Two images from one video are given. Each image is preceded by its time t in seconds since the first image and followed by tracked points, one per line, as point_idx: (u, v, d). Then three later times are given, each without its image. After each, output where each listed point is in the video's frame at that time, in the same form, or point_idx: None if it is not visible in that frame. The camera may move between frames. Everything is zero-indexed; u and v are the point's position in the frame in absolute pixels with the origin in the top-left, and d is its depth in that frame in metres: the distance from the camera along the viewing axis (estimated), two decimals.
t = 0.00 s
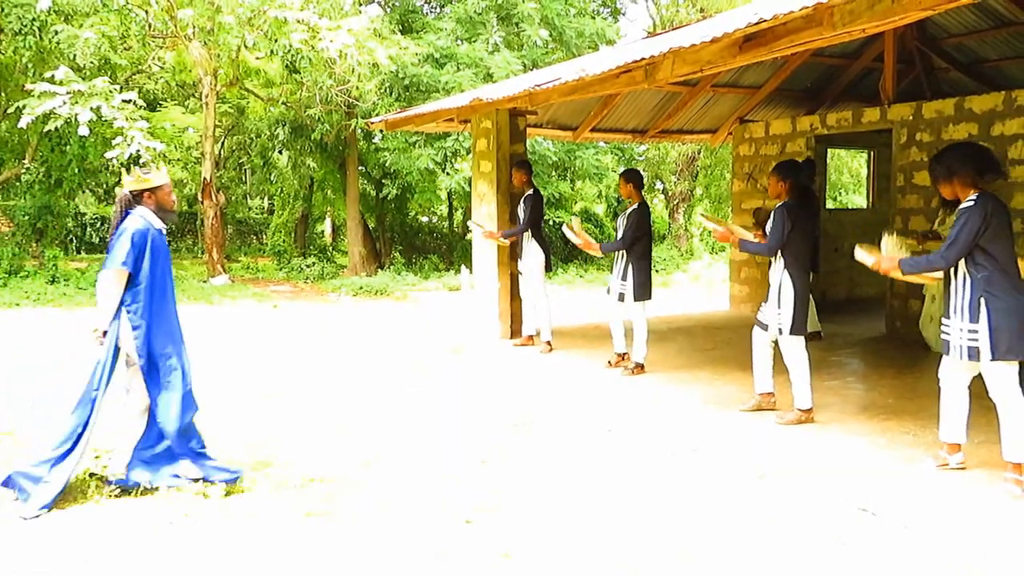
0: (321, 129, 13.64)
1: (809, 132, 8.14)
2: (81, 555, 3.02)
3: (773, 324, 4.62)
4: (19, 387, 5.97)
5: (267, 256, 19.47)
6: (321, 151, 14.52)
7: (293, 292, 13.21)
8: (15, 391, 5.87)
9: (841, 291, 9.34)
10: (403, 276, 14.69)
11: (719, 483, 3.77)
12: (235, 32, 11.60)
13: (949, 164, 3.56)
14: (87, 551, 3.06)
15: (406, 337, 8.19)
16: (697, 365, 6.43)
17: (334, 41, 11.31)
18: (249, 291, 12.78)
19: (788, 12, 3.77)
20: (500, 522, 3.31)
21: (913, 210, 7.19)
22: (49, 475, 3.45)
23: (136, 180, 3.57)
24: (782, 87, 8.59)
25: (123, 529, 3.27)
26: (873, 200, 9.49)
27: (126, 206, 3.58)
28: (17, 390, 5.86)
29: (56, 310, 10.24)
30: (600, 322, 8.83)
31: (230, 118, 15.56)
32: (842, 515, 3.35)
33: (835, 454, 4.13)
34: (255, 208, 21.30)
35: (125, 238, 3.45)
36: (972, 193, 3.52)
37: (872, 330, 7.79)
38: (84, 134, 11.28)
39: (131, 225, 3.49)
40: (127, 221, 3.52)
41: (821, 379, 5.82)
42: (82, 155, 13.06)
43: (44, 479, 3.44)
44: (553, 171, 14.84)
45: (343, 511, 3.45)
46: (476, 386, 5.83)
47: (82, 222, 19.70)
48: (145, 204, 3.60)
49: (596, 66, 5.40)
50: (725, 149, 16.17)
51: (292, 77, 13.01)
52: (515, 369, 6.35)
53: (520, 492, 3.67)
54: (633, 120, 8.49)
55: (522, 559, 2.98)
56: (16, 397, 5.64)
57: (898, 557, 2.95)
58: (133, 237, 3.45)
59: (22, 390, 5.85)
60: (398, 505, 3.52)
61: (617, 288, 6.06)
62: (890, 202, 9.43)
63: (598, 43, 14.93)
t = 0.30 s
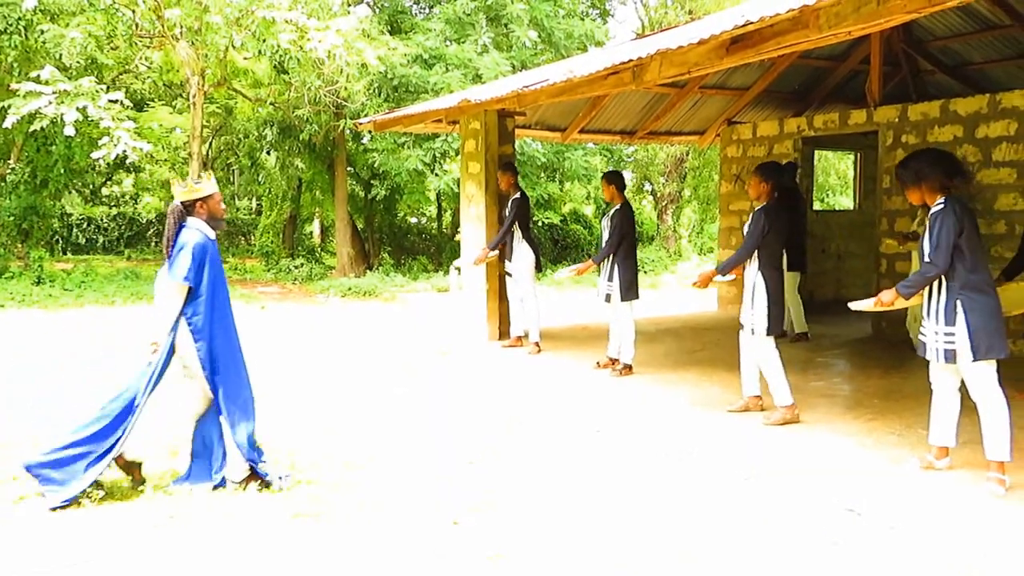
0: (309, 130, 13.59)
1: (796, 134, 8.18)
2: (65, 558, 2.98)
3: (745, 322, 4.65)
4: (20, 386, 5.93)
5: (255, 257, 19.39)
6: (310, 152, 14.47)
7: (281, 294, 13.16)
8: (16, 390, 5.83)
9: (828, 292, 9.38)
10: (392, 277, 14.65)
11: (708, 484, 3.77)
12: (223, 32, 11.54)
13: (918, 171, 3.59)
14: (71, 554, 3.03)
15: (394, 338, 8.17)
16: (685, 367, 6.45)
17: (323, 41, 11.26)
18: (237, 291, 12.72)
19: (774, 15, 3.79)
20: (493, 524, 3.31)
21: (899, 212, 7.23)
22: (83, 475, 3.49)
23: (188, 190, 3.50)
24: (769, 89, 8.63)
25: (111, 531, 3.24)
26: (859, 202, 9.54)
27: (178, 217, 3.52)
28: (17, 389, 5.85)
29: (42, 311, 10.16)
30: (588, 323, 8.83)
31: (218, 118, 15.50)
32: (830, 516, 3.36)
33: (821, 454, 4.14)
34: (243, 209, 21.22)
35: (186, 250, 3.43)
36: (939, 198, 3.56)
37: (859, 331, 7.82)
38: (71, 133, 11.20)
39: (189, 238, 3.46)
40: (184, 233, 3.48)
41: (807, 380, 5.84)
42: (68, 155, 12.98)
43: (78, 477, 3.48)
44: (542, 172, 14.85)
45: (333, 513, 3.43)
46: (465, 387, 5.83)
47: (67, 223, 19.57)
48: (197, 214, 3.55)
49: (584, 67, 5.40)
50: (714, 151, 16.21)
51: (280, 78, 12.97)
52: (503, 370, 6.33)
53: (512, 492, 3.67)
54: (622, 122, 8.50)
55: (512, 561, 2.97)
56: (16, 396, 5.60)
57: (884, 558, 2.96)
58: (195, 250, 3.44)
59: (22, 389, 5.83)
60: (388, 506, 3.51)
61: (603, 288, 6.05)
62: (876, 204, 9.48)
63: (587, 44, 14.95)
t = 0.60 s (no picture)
0: (291, 131, 13.52)
1: (777, 137, 8.24)
2: (39, 563, 2.94)
3: (713, 321, 4.74)
4: (21, 386, 5.90)
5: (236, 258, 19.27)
6: (291, 152, 14.38)
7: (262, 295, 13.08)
8: (17, 390, 5.80)
9: (807, 294, 9.44)
10: (374, 278, 14.60)
11: (688, 485, 3.79)
12: (204, 32, 11.46)
13: (918, 170, 3.58)
14: (48, 558, 2.99)
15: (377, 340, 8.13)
16: (666, 368, 6.47)
17: (304, 42, 11.19)
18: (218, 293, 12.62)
19: (754, 18, 3.81)
20: (478, 525, 3.32)
21: (877, 214, 7.30)
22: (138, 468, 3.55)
23: (223, 180, 3.55)
24: (750, 92, 8.69)
25: (85, 536, 3.20)
26: (839, 204, 9.63)
27: (212, 208, 3.55)
28: (19, 389, 5.81)
29: (18, 313, 10.04)
30: (570, 324, 8.83)
31: (199, 119, 15.37)
32: (810, 517, 3.38)
33: (800, 455, 4.17)
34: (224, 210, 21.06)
35: (220, 242, 3.45)
36: (932, 200, 3.58)
37: (838, 332, 7.88)
38: (49, 133, 11.06)
39: (221, 230, 3.48)
40: (216, 224, 3.51)
41: (787, 381, 5.87)
42: (46, 155, 12.83)
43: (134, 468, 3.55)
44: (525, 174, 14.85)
45: (311, 516, 3.42)
46: (449, 388, 5.81)
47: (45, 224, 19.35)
48: (229, 206, 3.58)
49: (566, 69, 5.41)
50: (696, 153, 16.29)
51: (262, 78, 12.89)
52: (484, 372, 6.34)
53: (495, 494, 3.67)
54: (604, 124, 8.53)
55: (491, 563, 2.97)
56: (17, 396, 5.57)
57: (862, 557, 2.98)
58: (228, 242, 3.46)
59: (22, 389, 5.80)
60: (370, 508, 3.51)
61: (591, 291, 6.02)
62: (855, 206, 9.57)
63: (570, 46, 14.97)
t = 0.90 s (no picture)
0: (269, 130, 13.42)
1: (755, 139, 8.29)
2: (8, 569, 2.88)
3: (707, 322, 4.64)
4: (21, 387, 5.89)
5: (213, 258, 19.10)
6: (269, 152, 14.26)
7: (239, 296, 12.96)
8: (16, 390, 5.80)
9: (785, 294, 9.51)
10: (353, 279, 14.52)
11: (667, 486, 3.79)
12: (180, 29, 11.36)
13: (918, 176, 3.57)
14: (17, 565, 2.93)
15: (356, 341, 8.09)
16: (645, 368, 6.48)
17: (282, 40, 11.11)
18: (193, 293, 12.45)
19: (733, 20, 3.83)
20: (462, 527, 3.30)
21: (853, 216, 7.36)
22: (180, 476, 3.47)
23: (246, 189, 3.50)
24: (728, 94, 8.75)
25: (57, 542, 3.17)
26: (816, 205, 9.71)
27: (233, 216, 3.52)
28: (19, 389, 5.82)
29: None
30: (549, 325, 8.83)
31: (175, 117, 15.18)
32: (787, 516, 3.39)
33: (777, 455, 4.19)
34: (201, 209, 20.86)
35: (238, 248, 3.42)
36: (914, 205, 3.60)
37: (815, 333, 7.94)
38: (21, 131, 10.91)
39: (240, 237, 3.45)
40: (236, 233, 3.48)
41: (765, 381, 5.91)
42: (18, 153, 12.64)
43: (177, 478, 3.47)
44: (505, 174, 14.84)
45: (287, 519, 3.37)
46: (429, 389, 5.78)
47: (18, 223, 19.08)
48: (251, 215, 3.53)
49: (545, 70, 5.41)
50: (675, 155, 16.37)
51: (240, 76, 12.78)
52: (463, 372, 6.32)
53: (479, 495, 3.66)
54: (584, 125, 8.54)
55: (471, 565, 2.95)
56: (16, 397, 5.57)
57: (838, 556, 3.00)
58: (245, 248, 3.41)
59: (21, 390, 5.79)
60: (350, 509, 3.49)
61: (576, 290, 5.96)
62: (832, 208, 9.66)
63: (549, 47, 14.98)
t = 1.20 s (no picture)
0: (248, 129, 13.31)
1: (735, 140, 8.33)
2: None
3: (716, 322, 4.56)
4: (20, 387, 5.99)
5: (190, 258, 18.94)
6: (247, 151, 14.14)
7: (218, 296, 12.83)
8: (17, 390, 5.90)
9: (765, 294, 9.56)
10: (333, 279, 14.43)
11: (647, 486, 3.79)
12: (157, 27, 11.25)
13: (906, 181, 3.46)
14: None
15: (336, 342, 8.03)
16: (627, 369, 6.48)
17: (261, 39, 10.99)
18: (171, 294, 12.34)
19: (714, 21, 3.83)
20: (443, 527, 3.30)
21: (832, 217, 7.40)
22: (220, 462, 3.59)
23: (274, 189, 3.61)
24: (708, 95, 8.78)
25: (40, 546, 3.15)
26: (795, 206, 9.77)
27: (262, 214, 3.64)
28: (15, 390, 5.86)
29: None
30: (530, 325, 8.82)
31: (152, 116, 14.98)
32: (770, 517, 3.39)
33: (758, 456, 4.20)
34: (179, 209, 20.67)
35: (264, 244, 3.52)
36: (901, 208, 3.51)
37: (794, 333, 7.99)
38: None
39: (268, 233, 3.54)
40: (263, 229, 3.58)
41: (746, 382, 5.92)
42: None
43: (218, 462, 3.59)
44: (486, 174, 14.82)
45: (266, 523, 3.33)
46: (409, 390, 5.74)
47: None
48: (279, 213, 3.63)
49: (526, 70, 5.39)
50: (655, 156, 16.43)
51: (218, 75, 12.68)
52: (445, 373, 6.29)
53: (460, 496, 3.65)
54: (565, 125, 8.54)
55: (453, 568, 2.93)
56: (17, 397, 5.67)
57: (820, 557, 3.00)
58: (270, 245, 3.51)
59: (22, 390, 5.89)
60: (330, 511, 3.47)
61: (561, 289, 5.94)
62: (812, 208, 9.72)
63: (530, 47, 14.97)
